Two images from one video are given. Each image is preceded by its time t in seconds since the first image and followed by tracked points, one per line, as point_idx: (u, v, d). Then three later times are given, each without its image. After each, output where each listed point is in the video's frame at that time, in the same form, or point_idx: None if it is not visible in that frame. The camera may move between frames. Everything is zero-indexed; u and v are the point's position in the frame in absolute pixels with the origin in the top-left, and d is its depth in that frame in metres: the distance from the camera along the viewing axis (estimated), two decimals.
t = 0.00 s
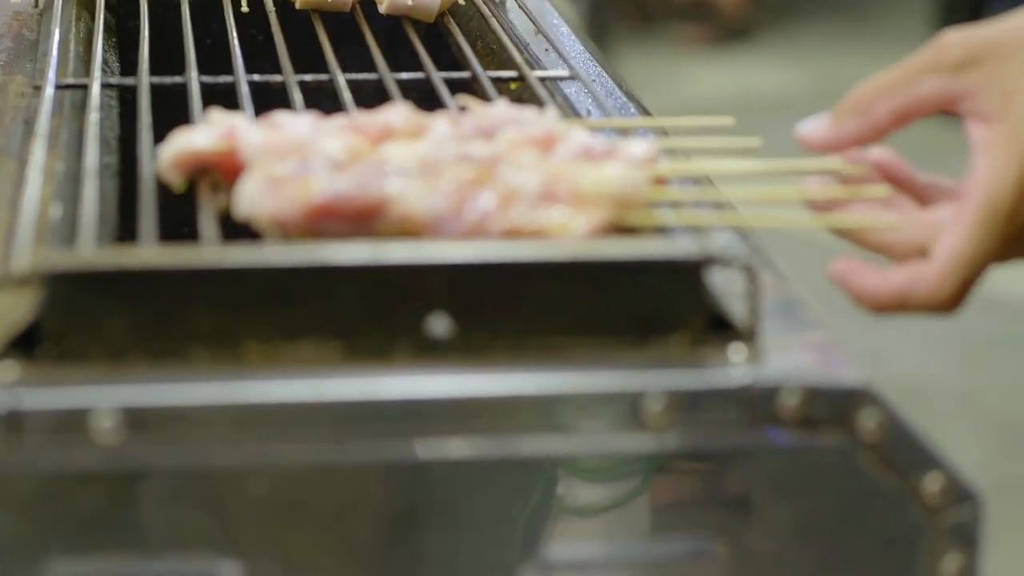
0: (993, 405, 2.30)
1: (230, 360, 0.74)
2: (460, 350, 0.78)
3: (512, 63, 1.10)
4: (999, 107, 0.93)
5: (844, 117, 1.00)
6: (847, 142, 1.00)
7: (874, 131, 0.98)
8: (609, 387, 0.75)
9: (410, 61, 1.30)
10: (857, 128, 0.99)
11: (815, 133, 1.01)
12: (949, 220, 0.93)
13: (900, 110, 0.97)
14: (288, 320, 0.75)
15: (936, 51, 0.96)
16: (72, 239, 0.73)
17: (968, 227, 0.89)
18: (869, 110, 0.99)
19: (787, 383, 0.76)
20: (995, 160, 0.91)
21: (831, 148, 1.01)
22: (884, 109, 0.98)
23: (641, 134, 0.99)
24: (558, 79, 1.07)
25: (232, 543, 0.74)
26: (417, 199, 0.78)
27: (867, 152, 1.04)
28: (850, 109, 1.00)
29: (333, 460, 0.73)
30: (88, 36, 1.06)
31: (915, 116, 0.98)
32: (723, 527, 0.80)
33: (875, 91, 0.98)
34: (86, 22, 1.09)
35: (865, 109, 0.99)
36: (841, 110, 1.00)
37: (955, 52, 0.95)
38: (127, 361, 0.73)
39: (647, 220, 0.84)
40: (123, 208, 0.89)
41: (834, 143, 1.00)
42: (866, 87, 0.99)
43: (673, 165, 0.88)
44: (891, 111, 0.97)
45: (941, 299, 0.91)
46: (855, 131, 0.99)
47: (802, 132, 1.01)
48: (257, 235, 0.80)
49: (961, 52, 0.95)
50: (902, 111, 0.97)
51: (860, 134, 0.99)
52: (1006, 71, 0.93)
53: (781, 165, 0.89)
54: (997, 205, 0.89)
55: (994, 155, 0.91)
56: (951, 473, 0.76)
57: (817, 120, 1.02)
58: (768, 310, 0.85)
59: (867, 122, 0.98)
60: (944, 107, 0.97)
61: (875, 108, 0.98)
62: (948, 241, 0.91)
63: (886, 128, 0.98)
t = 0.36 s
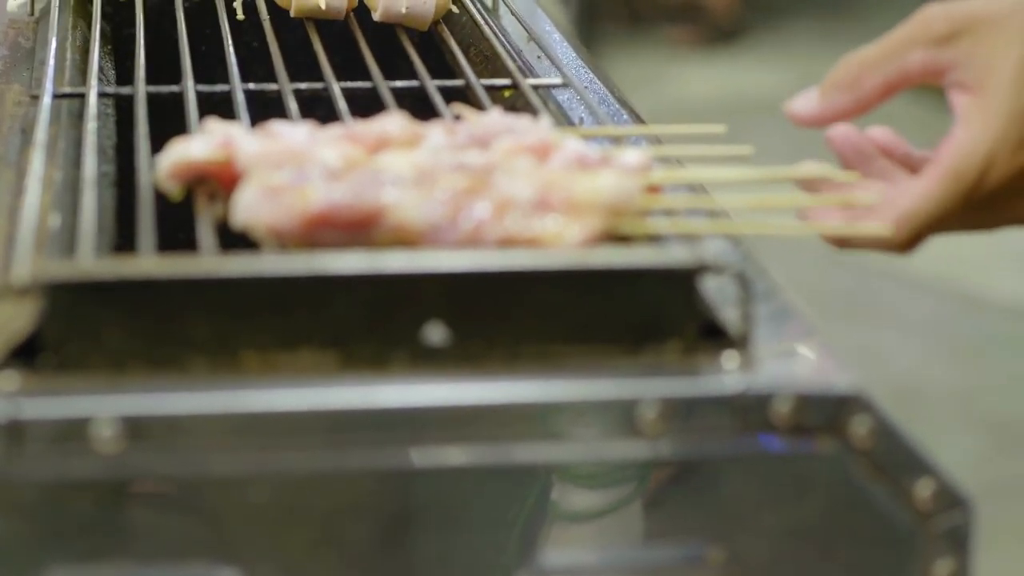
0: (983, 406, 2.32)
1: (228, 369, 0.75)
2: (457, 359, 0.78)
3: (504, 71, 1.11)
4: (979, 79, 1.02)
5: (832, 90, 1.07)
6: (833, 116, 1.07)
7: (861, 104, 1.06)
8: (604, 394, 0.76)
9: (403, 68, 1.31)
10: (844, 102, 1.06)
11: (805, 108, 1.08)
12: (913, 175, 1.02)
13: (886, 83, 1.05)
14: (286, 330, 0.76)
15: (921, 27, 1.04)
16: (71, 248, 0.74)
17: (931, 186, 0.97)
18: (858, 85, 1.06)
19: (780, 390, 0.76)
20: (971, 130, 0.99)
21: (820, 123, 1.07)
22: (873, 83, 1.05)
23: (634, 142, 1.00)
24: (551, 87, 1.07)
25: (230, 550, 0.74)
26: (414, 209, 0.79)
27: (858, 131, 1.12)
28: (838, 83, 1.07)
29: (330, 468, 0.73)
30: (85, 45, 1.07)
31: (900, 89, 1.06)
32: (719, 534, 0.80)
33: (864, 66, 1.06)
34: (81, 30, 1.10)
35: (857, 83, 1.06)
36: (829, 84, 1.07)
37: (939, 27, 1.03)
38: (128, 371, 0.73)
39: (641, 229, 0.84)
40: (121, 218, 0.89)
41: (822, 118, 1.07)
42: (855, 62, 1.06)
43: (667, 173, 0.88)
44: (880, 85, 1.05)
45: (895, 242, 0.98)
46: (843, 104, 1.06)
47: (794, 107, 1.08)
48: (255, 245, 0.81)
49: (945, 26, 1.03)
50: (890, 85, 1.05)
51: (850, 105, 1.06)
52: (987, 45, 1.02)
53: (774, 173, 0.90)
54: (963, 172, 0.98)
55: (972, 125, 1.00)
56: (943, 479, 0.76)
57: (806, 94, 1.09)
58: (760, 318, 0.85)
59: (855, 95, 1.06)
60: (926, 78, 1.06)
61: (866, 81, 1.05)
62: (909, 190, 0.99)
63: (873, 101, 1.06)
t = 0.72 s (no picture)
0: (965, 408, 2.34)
1: (227, 397, 0.75)
2: (454, 386, 0.79)
3: (498, 95, 1.12)
4: (944, 97, 1.17)
5: (802, 111, 1.17)
6: (799, 135, 1.17)
7: (830, 124, 1.16)
8: (599, 421, 0.76)
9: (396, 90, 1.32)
10: (812, 122, 1.17)
11: (781, 125, 1.18)
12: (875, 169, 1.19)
13: (855, 104, 1.16)
14: (284, 357, 0.76)
15: (888, 50, 1.16)
16: (71, 276, 0.74)
17: (890, 180, 1.16)
18: (827, 107, 1.16)
19: (774, 415, 0.77)
20: (934, 138, 1.17)
21: (786, 142, 1.18)
22: (841, 104, 1.16)
23: (628, 168, 1.01)
24: (544, 111, 1.08)
25: None
26: (410, 236, 0.79)
27: (821, 143, 1.29)
28: (810, 103, 1.17)
29: (330, 494, 0.73)
30: (82, 70, 1.09)
31: (864, 111, 1.17)
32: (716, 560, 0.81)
33: (834, 88, 1.16)
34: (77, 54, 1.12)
35: (828, 104, 1.16)
36: (797, 105, 1.18)
37: (906, 50, 1.16)
38: (129, 400, 0.74)
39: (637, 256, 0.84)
40: (120, 244, 0.90)
41: (790, 137, 1.18)
42: (824, 87, 1.16)
43: (660, 200, 0.88)
44: (848, 107, 1.16)
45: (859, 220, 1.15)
46: (813, 124, 1.17)
47: (761, 125, 1.18)
48: (253, 272, 0.81)
49: (912, 49, 1.16)
50: (857, 107, 1.16)
51: (826, 123, 1.16)
52: (951, 64, 1.16)
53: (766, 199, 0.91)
54: (921, 175, 1.16)
55: (939, 132, 1.17)
56: (932, 502, 0.78)
57: (777, 113, 1.19)
58: (753, 343, 0.86)
59: (824, 117, 1.16)
60: (893, 96, 1.18)
61: (835, 104, 1.16)
62: (864, 181, 1.17)
63: (841, 121, 1.17)
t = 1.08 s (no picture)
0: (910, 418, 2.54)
1: (226, 431, 0.76)
2: (451, 419, 0.79)
3: (493, 127, 1.14)
4: (920, 117, 1.02)
5: (775, 137, 1.05)
6: (775, 162, 1.05)
7: (804, 151, 1.04)
8: (593, 454, 0.77)
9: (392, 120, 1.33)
10: (788, 148, 1.04)
11: (748, 152, 1.06)
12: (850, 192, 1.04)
13: (829, 132, 1.04)
14: (283, 391, 0.77)
15: (858, 75, 1.02)
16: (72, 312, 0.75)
17: (862, 205, 1.01)
18: (802, 131, 1.04)
19: (767, 447, 0.78)
20: (908, 160, 1.01)
21: (760, 167, 1.06)
22: (817, 130, 1.04)
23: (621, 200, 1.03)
24: (538, 143, 1.10)
25: None
26: (406, 271, 0.80)
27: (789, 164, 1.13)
28: (781, 129, 1.05)
29: (326, 526, 0.74)
30: (81, 104, 1.10)
31: (840, 135, 1.05)
32: None
33: (808, 113, 1.04)
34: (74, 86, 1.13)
35: (802, 130, 1.04)
36: (771, 130, 1.05)
37: (877, 73, 1.02)
38: (130, 433, 0.74)
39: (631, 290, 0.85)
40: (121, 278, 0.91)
41: (763, 164, 1.05)
42: (796, 110, 1.04)
43: (652, 234, 0.89)
44: (824, 134, 1.04)
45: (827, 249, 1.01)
46: (789, 151, 1.04)
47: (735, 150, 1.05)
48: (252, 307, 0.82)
49: (884, 73, 1.02)
50: (832, 132, 1.04)
51: (794, 153, 1.04)
52: (926, 90, 1.02)
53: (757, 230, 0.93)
54: (898, 198, 1.00)
55: (911, 155, 1.02)
56: (922, 531, 0.79)
57: (750, 139, 1.07)
58: (746, 373, 0.87)
59: (799, 143, 1.04)
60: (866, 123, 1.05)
61: (810, 129, 1.04)
62: (845, 205, 1.02)
63: (815, 147, 1.05)
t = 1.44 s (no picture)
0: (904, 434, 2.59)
1: (227, 466, 0.76)
2: (449, 453, 0.80)
3: (490, 161, 1.15)
4: (901, 152, 1.02)
5: (763, 193, 1.03)
6: (767, 219, 1.03)
7: (794, 204, 1.03)
8: (589, 486, 0.77)
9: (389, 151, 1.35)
10: (778, 203, 1.02)
11: (737, 209, 1.04)
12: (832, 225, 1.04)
13: (817, 182, 1.02)
14: (283, 426, 0.78)
15: (838, 120, 1.01)
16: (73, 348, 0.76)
17: (845, 234, 1.00)
18: (790, 186, 1.02)
19: (761, 479, 0.78)
20: (891, 192, 1.01)
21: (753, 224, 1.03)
22: (804, 184, 1.02)
23: (618, 234, 1.04)
24: (535, 177, 1.11)
25: None
26: (404, 306, 0.82)
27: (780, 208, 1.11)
28: (768, 183, 1.03)
29: (325, 560, 0.74)
30: (81, 140, 1.11)
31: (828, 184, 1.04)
32: None
33: (795, 165, 1.02)
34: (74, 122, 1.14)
35: (790, 186, 1.02)
36: (758, 185, 1.03)
37: (858, 116, 1.01)
38: (131, 469, 0.75)
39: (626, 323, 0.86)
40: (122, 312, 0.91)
41: (754, 220, 1.03)
42: (784, 162, 1.02)
43: (647, 268, 0.90)
44: (811, 185, 1.02)
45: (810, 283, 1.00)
46: (778, 206, 1.03)
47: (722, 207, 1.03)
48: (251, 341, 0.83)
49: (864, 115, 1.01)
50: (821, 182, 1.02)
51: (783, 207, 1.03)
52: (906, 128, 1.01)
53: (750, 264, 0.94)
54: (880, 228, 1.00)
55: (894, 186, 1.01)
56: (918, 561, 0.79)
57: (736, 196, 1.05)
58: (741, 405, 0.88)
59: (789, 198, 1.02)
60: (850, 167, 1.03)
61: (797, 181, 1.02)
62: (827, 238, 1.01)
63: (805, 196, 1.03)
